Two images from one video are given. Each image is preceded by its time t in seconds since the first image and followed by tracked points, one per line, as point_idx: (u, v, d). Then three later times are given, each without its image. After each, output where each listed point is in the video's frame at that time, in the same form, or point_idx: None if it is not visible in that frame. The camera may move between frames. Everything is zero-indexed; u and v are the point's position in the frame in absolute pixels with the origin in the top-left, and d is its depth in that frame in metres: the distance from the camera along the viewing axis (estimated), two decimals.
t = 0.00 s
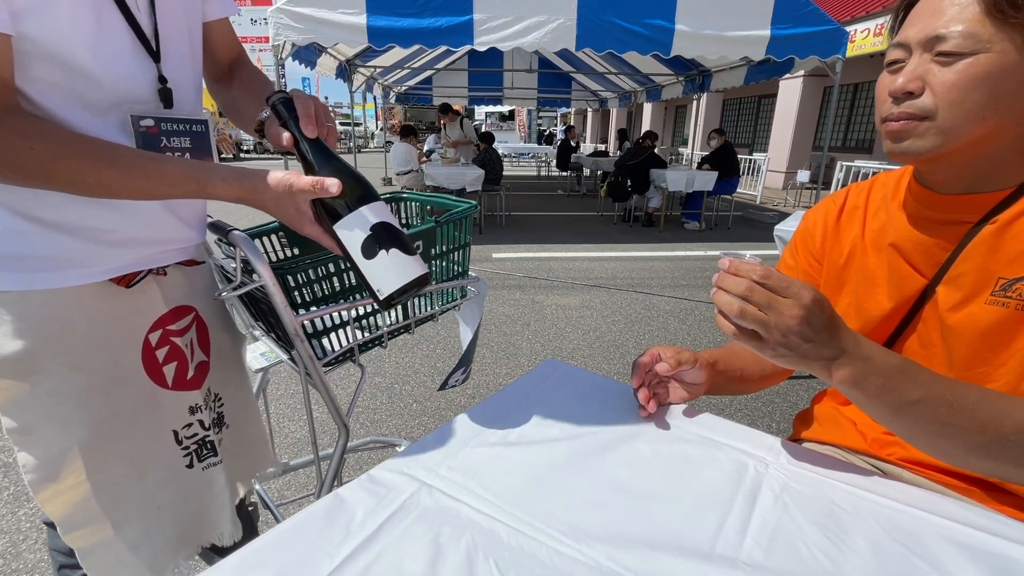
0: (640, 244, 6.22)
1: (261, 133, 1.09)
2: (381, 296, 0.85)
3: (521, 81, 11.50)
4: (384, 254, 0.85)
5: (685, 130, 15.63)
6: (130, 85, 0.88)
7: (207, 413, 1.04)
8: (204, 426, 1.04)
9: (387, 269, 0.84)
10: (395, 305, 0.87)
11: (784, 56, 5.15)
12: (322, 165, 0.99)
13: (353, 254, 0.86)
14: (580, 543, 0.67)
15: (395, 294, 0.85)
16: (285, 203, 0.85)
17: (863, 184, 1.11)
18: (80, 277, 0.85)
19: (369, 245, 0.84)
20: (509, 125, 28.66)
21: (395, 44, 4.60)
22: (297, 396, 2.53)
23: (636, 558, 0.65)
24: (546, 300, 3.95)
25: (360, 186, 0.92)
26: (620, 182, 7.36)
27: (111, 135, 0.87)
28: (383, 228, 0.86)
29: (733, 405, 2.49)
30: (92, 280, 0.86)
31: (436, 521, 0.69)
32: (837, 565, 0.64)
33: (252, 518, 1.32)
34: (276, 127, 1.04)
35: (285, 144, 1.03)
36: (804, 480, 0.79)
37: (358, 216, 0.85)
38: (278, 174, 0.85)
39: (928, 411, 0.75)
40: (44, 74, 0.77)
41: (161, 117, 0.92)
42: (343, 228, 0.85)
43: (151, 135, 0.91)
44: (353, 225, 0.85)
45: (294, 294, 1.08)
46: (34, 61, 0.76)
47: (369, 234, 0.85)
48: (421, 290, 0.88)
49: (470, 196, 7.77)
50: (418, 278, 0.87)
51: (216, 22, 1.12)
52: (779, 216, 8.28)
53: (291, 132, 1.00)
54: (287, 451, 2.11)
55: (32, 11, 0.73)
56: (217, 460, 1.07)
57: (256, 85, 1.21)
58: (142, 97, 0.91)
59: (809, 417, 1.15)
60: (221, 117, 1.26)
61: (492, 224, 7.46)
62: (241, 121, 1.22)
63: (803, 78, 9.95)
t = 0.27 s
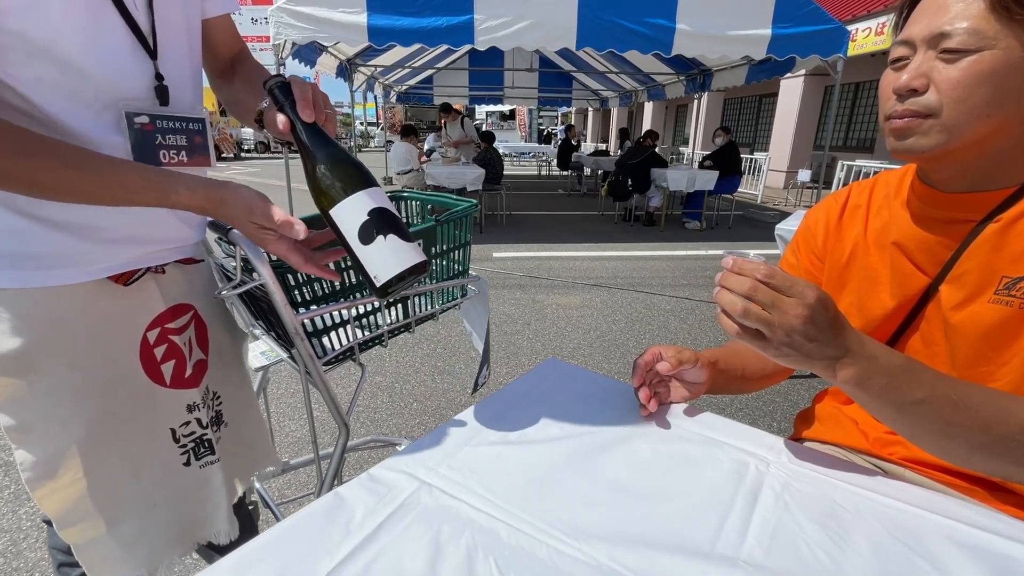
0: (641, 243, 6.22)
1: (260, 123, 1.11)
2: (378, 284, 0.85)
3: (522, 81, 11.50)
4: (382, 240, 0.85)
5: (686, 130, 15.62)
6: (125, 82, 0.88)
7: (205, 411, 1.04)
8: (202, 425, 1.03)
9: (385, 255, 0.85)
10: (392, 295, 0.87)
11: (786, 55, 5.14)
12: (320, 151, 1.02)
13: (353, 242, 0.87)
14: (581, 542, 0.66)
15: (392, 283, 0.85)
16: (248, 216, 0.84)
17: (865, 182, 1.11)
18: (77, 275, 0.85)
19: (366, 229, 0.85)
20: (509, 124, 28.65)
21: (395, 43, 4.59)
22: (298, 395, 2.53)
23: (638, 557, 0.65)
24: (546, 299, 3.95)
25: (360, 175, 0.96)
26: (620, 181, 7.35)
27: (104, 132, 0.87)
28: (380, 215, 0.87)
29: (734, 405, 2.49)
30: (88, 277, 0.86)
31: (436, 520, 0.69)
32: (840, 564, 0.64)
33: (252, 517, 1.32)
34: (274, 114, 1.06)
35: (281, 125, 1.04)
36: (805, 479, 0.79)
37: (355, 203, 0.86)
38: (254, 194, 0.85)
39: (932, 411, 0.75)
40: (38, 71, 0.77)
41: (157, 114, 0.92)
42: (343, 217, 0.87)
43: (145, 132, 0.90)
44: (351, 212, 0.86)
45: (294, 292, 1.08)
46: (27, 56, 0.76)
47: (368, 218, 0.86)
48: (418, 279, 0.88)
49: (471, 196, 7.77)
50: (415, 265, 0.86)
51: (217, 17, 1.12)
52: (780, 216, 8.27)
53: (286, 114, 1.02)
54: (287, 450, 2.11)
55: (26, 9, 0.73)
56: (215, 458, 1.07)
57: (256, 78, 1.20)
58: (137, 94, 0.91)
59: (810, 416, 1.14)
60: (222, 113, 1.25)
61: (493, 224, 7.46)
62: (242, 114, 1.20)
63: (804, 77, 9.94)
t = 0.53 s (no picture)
0: (641, 243, 6.21)
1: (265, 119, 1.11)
2: (386, 276, 0.87)
3: (523, 80, 11.50)
4: (389, 233, 0.88)
5: (687, 129, 15.62)
6: (130, 83, 0.88)
7: (207, 411, 1.03)
8: (204, 425, 1.03)
9: (393, 247, 0.87)
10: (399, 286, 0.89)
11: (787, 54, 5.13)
12: (327, 148, 1.04)
13: (360, 235, 0.89)
14: (583, 541, 0.66)
15: (400, 275, 0.88)
16: (207, 233, 0.79)
17: (867, 182, 1.11)
18: (79, 275, 0.85)
19: (374, 223, 0.88)
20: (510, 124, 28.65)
21: (396, 42, 4.59)
22: (299, 394, 2.53)
23: (639, 556, 0.65)
24: (547, 299, 3.95)
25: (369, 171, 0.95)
26: (621, 181, 7.35)
27: (107, 131, 0.86)
28: (387, 208, 0.89)
29: (735, 404, 2.49)
30: (91, 277, 0.86)
31: (438, 519, 0.69)
32: (841, 564, 0.64)
33: (253, 515, 1.32)
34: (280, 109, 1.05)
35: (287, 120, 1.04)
36: (807, 479, 0.79)
37: (363, 196, 0.89)
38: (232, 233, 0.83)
39: (935, 411, 0.75)
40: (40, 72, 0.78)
41: (163, 115, 0.91)
42: (351, 210, 0.89)
43: (152, 135, 0.90)
44: (359, 205, 0.89)
45: (296, 292, 1.08)
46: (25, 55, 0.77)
47: (375, 212, 0.88)
48: (424, 271, 0.91)
49: (472, 195, 7.77)
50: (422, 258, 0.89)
51: (221, 19, 1.12)
52: (781, 216, 8.26)
53: (292, 111, 1.02)
54: (289, 449, 2.11)
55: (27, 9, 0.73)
56: (216, 458, 1.06)
57: (260, 78, 1.20)
58: (143, 95, 0.91)
59: (812, 416, 1.14)
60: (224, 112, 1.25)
61: (494, 223, 7.46)
62: (246, 114, 1.21)
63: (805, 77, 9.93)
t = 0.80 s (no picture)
0: (642, 242, 6.21)
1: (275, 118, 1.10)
2: (388, 286, 0.92)
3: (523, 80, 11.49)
4: (392, 246, 0.92)
5: (688, 129, 15.61)
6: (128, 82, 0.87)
7: (206, 412, 1.03)
8: (203, 425, 1.02)
9: (394, 260, 0.91)
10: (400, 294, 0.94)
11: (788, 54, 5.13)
12: (336, 157, 1.04)
13: (364, 246, 0.92)
14: (583, 541, 0.66)
15: (401, 285, 0.92)
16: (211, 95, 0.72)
17: (869, 182, 1.10)
18: (75, 274, 0.85)
19: (378, 236, 0.91)
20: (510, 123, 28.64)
21: (396, 42, 4.59)
22: (300, 394, 2.53)
23: (639, 556, 0.65)
24: (548, 298, 3.95)
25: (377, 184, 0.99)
26: (622, 180, 7.34)
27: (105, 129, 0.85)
28: (390, 220, 0.93)
29: (736, 404, 2.49)
30: (89, 275, 0.86)
31: (437, 519, 0.69)
32: (841, 564, 0.64)
33: (254, 515, 1.32)
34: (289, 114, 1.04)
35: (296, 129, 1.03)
36: (808, 478, 0.79)
37: (370, 209, 0.92)
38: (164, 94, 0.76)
39: (937, 411, 0.75)
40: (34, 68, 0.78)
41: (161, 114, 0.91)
42: (357, 220, 0.92)
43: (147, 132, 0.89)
44: (364, 217, 0.92)
45: (297, 291, 1.07)
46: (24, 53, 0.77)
47: (379, 225, 0.92)
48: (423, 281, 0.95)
49: (472, 194, 7.76)
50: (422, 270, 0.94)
51: (225, 19, 1.12)
52: (782, 215, 8.25)
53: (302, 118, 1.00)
54: (289, 449, 2.11)
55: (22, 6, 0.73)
56: (216, 458, 1.05)
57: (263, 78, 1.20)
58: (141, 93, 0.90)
59: (813, 415, 1.14)
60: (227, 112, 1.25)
61: (495, 223, 7.45)
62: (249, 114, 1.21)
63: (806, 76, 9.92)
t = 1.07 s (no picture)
0: (642, 242, 6.21)
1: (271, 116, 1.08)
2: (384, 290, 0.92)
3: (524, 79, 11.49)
4: (389, 250, 0.93)
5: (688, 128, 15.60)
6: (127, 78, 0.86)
7: (210, 409, 1.03)
8: (207, 422, 1.02)
9: (390, 264, 0.92)
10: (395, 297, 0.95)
11: (789, 53, 5.12)
12: (336, 159, 1.05)
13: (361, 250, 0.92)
14: (583, 541, 0.66)
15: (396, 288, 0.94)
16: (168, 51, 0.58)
17: (869, 181, 1.10)
18: (75, 274, 0.84)
19: (375, 241, 0.92)
20: (510, 123, 28.64)
21: (396, 41, 4.58)
22: (300, 393, 2.53)
23: (642, 557, 0.64)
24: (548, 298, 3.95)
25: (371, 186, 1.01)
26: (623, 180, 7.33)
27: (103, 126, 0.83)
28: (388, 225, 0.93)
29: (736, 404, 2.48)
30: (94, 274, 0.86)
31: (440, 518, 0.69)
32: (847, 563, 0.64)
33: (253, 514, 1.32)
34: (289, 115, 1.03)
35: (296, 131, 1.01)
36: (809, 478, 0.79)
37: (369, 213, 0.92)
38: (19, 16, 0.63)
39: (938, 412, 0.75)
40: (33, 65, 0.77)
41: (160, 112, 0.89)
42: (354, 225, 0.91)
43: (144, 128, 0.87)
44: (363, 221, 0.92)
45: (297, 291, 1.07)
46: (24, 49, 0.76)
47: (376, 229, 0.92)
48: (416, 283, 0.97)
49: (472, 194, 7.76)
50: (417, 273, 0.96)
51: (229, 22, 1.12)
52: (782, 215, 8.24)
53: (304, 119, 1.02)
54: (289, 448, 2.11)
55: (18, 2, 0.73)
56: (219, 455, 1.05)
57: (265, 79, 1.20)
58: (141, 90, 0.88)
59: (814, 415, 1.14)
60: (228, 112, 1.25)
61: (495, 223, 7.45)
62: (250, 115, 1.21)
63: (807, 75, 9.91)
